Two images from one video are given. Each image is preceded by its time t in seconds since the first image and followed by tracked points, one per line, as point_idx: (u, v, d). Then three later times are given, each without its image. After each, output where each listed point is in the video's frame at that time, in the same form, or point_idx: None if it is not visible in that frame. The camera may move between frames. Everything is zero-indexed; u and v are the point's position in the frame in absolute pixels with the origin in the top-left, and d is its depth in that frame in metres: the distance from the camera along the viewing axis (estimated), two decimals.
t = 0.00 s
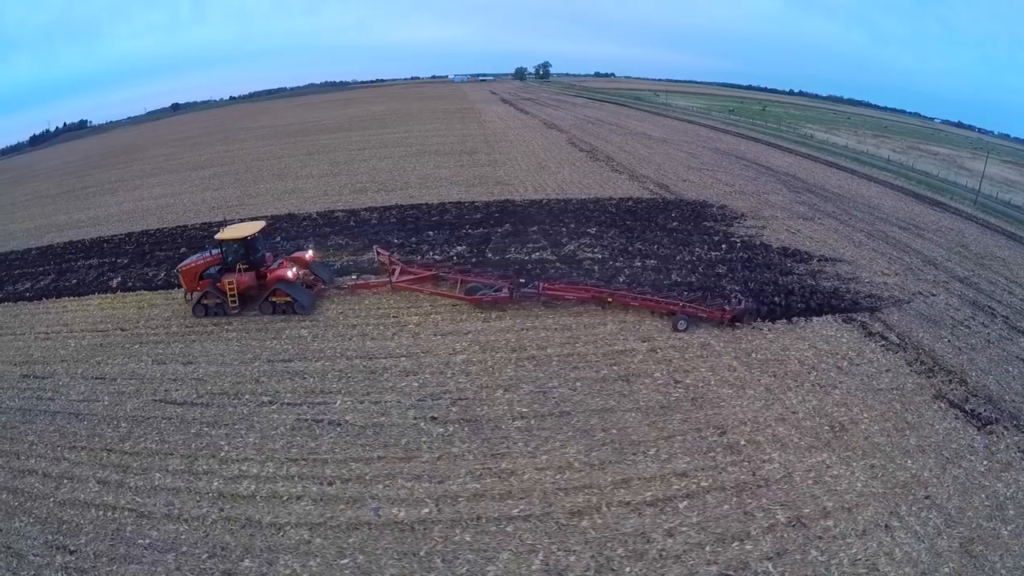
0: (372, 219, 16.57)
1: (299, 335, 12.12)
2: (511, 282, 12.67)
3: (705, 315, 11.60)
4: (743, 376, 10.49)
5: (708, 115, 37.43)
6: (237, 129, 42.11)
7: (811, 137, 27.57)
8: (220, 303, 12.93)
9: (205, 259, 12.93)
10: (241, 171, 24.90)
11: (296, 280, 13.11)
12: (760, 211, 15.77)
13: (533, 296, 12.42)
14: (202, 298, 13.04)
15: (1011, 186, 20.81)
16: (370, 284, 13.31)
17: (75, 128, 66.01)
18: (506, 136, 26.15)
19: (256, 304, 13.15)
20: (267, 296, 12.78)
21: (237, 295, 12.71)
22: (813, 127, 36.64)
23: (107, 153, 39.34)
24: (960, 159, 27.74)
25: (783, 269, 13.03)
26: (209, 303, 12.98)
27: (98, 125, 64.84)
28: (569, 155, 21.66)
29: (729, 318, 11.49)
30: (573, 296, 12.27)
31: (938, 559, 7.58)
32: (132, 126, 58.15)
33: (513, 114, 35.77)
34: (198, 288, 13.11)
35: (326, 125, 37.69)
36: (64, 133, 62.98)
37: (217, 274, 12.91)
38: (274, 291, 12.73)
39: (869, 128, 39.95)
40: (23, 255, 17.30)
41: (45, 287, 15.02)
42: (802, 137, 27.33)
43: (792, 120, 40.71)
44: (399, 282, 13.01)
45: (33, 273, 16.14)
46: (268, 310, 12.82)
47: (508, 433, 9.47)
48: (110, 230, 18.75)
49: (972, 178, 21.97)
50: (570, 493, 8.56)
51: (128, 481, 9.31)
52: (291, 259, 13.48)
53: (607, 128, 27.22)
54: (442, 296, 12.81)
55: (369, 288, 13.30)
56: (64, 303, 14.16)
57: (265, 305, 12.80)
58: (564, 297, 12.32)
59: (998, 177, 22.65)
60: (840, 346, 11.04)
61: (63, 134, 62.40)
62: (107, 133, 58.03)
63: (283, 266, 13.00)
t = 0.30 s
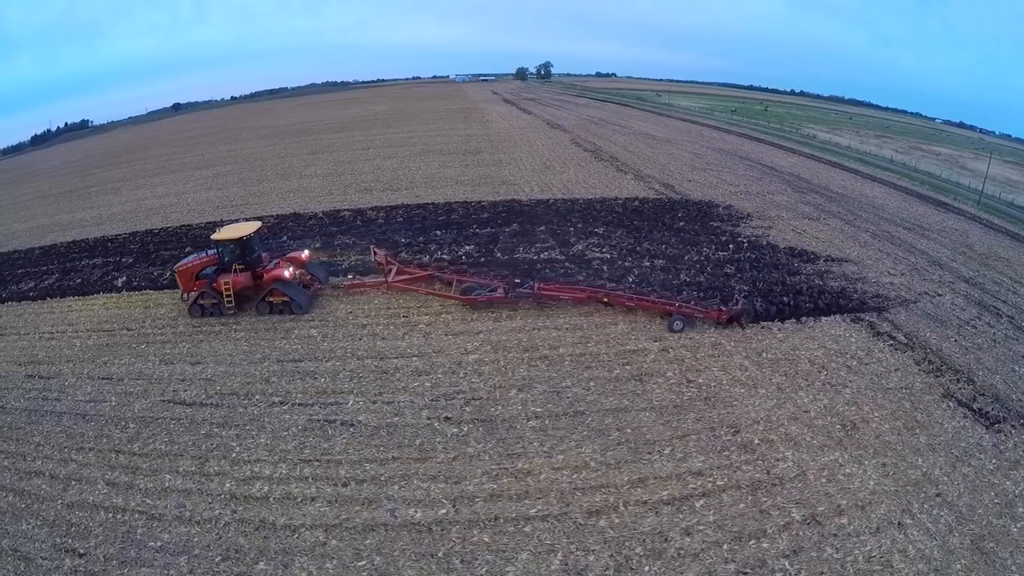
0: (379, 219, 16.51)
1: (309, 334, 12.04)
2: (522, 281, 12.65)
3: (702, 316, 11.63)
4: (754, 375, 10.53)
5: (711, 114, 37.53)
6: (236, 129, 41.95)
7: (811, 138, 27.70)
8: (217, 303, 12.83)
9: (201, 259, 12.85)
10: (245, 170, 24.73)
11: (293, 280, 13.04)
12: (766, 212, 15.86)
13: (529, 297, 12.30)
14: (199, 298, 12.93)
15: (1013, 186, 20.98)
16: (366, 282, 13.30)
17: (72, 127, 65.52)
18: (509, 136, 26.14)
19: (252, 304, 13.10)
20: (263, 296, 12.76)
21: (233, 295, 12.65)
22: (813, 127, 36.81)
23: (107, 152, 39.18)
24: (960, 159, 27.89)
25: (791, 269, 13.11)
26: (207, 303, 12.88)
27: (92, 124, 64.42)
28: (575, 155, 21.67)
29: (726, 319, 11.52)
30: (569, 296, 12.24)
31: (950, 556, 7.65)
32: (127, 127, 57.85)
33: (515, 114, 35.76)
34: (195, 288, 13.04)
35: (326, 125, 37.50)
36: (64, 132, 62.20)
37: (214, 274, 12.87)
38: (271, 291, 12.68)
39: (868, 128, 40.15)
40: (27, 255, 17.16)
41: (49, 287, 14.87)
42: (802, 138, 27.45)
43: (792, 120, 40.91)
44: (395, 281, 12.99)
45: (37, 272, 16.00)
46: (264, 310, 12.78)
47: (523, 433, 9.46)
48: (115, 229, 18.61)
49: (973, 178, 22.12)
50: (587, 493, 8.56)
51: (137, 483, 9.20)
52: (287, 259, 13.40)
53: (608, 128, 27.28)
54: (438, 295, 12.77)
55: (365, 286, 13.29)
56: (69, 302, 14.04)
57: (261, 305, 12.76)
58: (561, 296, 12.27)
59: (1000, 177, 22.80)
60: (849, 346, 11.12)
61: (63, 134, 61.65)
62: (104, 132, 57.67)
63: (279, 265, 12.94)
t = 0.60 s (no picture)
0: (384, 218, 16.42)
1: (316, 334, 11.96)
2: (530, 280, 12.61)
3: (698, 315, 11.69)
4: (763, 375, 10.56)
5: (712, 114, 37.62)
6: (235, 129, 41.75)
7: (811, 138, 27.76)
8: (211, 303, 12.79)
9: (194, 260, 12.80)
10: (247, 170, 24.55)
11: (287, 280, 12.91)
12: (770, 211, 15.91)
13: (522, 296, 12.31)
14: (192, 297, 12.90)
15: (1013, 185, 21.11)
16: (361, 282, 13.32)
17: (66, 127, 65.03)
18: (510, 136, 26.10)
19: (246, 304, 12.96)
20: (257, 296, 12.63)
21: (226, 295, 12.51)
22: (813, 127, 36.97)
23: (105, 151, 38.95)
24: (960, 159, 27.96)
25: (796, 268, 13.15)
26: (200, 302, 12.87)
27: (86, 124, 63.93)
28: (578, 155, 21.66)
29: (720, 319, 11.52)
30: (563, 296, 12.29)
31: (960, 553, 7.70)
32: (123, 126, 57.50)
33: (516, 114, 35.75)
34: (189, 288, 12.99)
35: (326, 125, 37.32)
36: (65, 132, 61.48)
37: (207, 274, 12.73)
38: (265, 291, 12.58)
39: (867, 128, 40.35)
40: (29, 254, 17.02)
41: (52, 286, 14.74)
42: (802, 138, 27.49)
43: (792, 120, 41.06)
44: (389, 281, 13.01)
45: (39, 271, 15.85)
46: (259, 310, 12.65)
47: (534, 433, 9.43)
48: (117, 229, 18.48)
49: (974, 178, 22.25)
50: (601, 492, 8.54)
51: (145, 484, 9.10)
52: (281, 259, 13.29)
53: (609, 128, 27.30)
54: (432, 296, 12.78)
55: (359, 287, 13.31)
56: (72, 302, 13.91)
57: (256, 305, 12.63)
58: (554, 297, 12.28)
59: (1000, 177, 22.93)
60: (856, 345, 11.16)
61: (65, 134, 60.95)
62: (99, 132, 57.29)
63: (274, 265, 12.81)
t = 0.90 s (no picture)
0: (388, 217, 16.36)
1: (321, 333, 11.89)
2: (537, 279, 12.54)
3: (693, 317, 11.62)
4: (771, 374, 10.56)
5: (713, 114, 37.69)
6: (234, 129, 41.56)
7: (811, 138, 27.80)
8: (204, 303, 12.74)
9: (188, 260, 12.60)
10: (249, 170, 24.40)
11: (280, 279, 12.93)
12: (774, 211, 15.93)
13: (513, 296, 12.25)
14: (186, 297, 12.82)
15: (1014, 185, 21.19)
16: (353, 282, 13.26)
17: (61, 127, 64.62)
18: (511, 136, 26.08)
19: (239, 304, 12.93)
20: (250, 296, 12.62)
21: (218, 295, 12.47)
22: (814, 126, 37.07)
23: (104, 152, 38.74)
24: (960, 159, 28.04)
25: (801, 268, 13.17)
26: (193, 302, 12.79)
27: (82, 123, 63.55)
28: (581, 154, 21.64)
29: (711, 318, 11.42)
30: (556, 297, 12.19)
31: (969, 551, 7.71)
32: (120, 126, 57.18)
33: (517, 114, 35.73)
34: (182, 288, 12.84)
35: (326, 125, 37.20)
36: (65, 132, 61.05)
37: (201, 275, 12.63)
38: (258, 291, 12.58)
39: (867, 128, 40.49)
40: (31, 253, 16.87)
41: (54, 286, 14.61)
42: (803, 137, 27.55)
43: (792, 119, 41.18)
44: (380, 280, 12.98)
45: (41, 271, 15.71)
46: (252, 309, 12.63)
47: (544, 433, 9.39)
48: (119, 228, 18.36)
49: (975, 178, 22.33)
50: (611, 491, 8.52)
51: (150, 485, 9.01)
52: (273, 258, 13.27)
53: (610, 128, 27.35)
54: (423, 296, 12.75)
55: (351, 285, 13.24)
56: (74, 301, 13.78)
57: (249, 305, 12.62)
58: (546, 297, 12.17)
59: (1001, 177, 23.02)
60: (862, 344, 11.18)
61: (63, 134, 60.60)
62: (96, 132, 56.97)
63: (266, 265, 12.80)
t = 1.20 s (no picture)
0: (391, 217, 16.30)
1: (326, 333, 11.82)
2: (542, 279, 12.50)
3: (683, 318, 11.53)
4: (777, 373, 10.55)
5: (713, 114, 37.73)
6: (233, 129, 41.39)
7: (811, 138, 27.84)
8: (196, 303, 12.66)
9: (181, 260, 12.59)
10: (250, 169, 24.25)
11: (271, 279, 12.85)
12: (777, 211, 15.94)
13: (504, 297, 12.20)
14: (178, 298, 12.75)
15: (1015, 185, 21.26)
16: (345, 282, 13.26)
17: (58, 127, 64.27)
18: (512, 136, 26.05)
19: (231, 304, 12.88)
20: (242, 296, 12.53)
21: (210, 295, 12.41)
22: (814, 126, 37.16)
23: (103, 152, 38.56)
24: (960, 159, 28.12)
25: (805, 267, 13.18)
26: (185, 303, 12.73)
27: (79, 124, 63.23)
28: (584, 154, 21.63)
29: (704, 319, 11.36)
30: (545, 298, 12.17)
31: (976, 549, 7.71)
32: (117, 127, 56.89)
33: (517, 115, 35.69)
34: (174, 288, 12.79)
35: (326, 125, 37.10)
36: (65, 132, 60.76)
37: (193, 275, 12.59)
38: (250, 291, 12.48)
39: (867, 128, 40.60)
40: (32, 253, 16.74)
41: (56, 285, 14.51)
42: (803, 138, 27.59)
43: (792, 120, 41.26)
44: (372, 280, 12.95)
45: (42, 270, 15.59)
46: (243, 310, 12.54)
47: (552, 433, 9.35)
48: (121, 228, 18.24)
49: (975, 178, 22.39)
50: (620, 491, 8.49)
51: (154, 486, 8.93)
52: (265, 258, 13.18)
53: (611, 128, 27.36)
54: (414, 296, 12.68)
55: (344, 285, 13.24)
56: (75, 301, 13.67)
57: (240, 305, 12.53)
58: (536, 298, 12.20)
59: (1002, 177, 23.09)
60: (867, 344, 11.18)
61: (68, 134, 60.46)
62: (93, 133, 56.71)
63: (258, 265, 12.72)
